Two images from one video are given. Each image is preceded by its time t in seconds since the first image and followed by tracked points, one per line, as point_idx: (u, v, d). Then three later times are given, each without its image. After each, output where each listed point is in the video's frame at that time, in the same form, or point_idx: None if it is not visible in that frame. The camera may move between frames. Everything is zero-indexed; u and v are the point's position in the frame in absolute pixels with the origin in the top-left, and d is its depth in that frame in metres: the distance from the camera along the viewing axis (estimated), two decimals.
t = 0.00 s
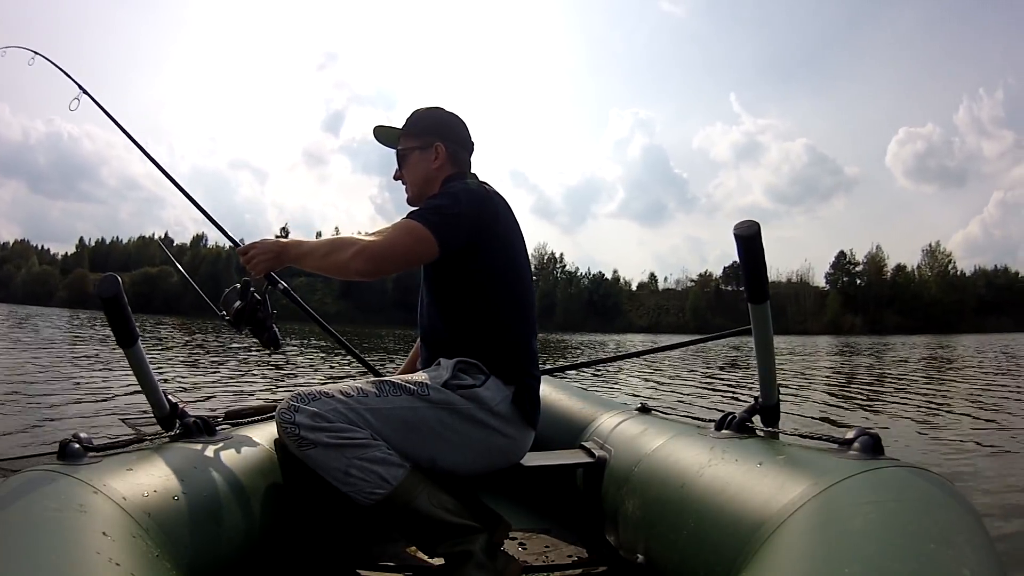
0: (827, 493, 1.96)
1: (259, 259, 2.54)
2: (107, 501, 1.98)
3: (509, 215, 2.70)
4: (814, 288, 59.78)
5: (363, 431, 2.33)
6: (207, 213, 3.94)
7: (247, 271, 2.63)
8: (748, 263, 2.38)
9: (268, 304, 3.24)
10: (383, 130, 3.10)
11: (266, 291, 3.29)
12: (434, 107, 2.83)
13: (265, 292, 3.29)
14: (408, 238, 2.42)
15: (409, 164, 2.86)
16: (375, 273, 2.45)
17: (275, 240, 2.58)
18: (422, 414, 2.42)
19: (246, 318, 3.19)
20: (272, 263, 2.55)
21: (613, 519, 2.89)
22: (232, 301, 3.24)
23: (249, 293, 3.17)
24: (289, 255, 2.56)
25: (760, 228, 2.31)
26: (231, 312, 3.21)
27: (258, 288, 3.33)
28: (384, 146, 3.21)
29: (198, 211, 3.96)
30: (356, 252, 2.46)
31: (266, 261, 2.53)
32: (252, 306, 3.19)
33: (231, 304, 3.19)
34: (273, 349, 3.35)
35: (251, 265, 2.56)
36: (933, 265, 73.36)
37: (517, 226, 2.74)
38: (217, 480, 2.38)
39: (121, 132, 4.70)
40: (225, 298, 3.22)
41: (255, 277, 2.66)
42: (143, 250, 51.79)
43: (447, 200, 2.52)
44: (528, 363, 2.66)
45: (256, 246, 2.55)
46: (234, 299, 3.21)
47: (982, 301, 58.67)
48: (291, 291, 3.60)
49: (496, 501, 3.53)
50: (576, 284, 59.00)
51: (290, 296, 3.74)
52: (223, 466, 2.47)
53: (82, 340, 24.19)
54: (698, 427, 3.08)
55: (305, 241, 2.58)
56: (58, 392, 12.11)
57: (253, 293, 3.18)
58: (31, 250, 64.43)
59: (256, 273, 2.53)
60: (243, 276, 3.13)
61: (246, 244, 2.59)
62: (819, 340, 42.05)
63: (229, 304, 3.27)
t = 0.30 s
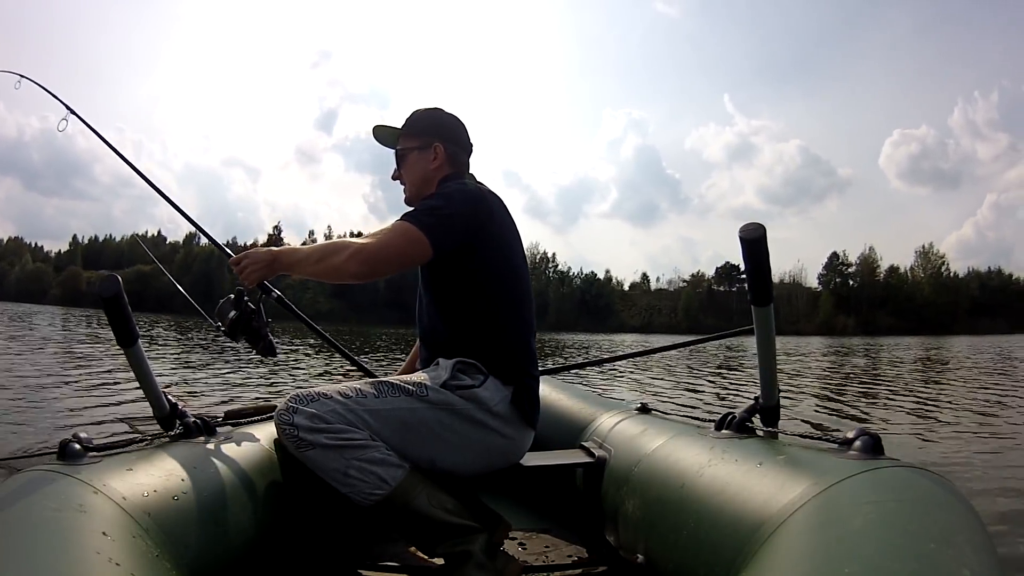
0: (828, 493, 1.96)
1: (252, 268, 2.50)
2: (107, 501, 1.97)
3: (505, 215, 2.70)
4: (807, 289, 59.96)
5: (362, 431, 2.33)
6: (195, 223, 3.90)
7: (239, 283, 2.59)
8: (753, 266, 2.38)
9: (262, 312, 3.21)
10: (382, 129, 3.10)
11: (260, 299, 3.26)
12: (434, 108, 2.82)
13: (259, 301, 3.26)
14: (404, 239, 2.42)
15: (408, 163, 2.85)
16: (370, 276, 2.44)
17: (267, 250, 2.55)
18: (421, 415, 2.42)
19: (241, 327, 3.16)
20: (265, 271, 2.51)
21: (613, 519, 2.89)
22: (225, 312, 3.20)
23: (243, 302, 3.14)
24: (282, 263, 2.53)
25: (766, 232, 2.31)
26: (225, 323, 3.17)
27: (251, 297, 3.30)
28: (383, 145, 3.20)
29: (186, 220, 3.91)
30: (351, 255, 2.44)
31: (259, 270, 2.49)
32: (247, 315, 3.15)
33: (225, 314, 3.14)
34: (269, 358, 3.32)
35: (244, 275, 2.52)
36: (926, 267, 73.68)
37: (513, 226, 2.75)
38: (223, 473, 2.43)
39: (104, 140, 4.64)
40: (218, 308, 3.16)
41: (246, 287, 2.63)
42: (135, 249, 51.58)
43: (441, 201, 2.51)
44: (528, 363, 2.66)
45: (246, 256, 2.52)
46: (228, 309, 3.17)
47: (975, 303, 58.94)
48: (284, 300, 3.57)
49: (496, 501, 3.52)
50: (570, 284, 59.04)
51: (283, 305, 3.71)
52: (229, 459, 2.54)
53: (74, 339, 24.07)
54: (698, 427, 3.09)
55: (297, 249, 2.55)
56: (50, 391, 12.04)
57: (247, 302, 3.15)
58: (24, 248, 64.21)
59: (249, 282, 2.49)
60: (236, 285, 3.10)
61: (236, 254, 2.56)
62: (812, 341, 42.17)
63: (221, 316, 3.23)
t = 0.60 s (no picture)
0: (827, 493, 1.97)
1: (250, 273, 2.51)
2: (107, 501, 1.96)
3: (503, 216, 2.70)
4: (801, 289, 60.08)
5: (362, 431, 2.32)
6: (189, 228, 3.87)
7: (238, 287, 2.59)
8: (758, 270, 2.39)
9: (261, 317, 3.19)
10: (385, 129, 3.09)
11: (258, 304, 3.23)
12: (437, 108, 2.82)
13: (257, 305, 3.24)
14: (401, 239, 2.42)
15: (410, 164, 2.85)
16: (368, 276, 2.44)
17: (264, 255, 2.55)
18: (421, 415, 2.42)
19: (240, 332, 3.13)
20: (263, 276, 2.51)
21: (612, 519, 2.89)
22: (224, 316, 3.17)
23: (242, 307, 3.12)
24: (280, 267, 2.53)
25: (772, 236, 2.31)
26: (224, 328, 3.14)
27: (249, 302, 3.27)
28: (384, 143, 3.20)
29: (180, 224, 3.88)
30: (349, 256, 2.44)
31: (257, 274, 2.49)
32: (246, 320, 3.13)
33: (223, 320, 3.12)
34: (268, 361, 3.30)
35: (243, 280, 2.52)
36: (919, 267, 73.88)
37: (513, 227, 2.74)
38: (224, 471, 2.44)
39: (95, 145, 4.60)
40: (216, 314, 3.14)
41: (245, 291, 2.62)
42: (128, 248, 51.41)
43: (439, 201, 2.51)
44: (528, 363, 2.66)
45: (245, 260, 2.51)
46: (227, 314, 3.14)
47: (968, 303, 59.10)
48: (282, 304, 3.55)
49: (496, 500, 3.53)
50: (564, 284, 59.07)
51: (282, 309, 3.69)
52: (231, 457, 2.55)
53: (67, 338, 23.99)
54: (698, 427, 3.09)
55: (294, 251, 2.55)
56: (43, 391, 11.99)
57: (246, 307, 3.12)
58: (17, 246, 63.97)
59: (248, 287, 2.50)
60: (234, 290, 3.07)
61: (234, 260, 2.56)
62: (806, 341, 42.24)
63: (220, 321, 3.20)
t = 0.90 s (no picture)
0: (828, 493, 1.97)
1: (249, 274, 2.49)
2: (106, 501, 1.96)
3: (502, 216, 2.70)
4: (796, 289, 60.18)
5: (362, 432, 2.32)
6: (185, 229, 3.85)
7: (237, 289, 2.57)
8: (762, 271, 2.39)
9: (260, 318, 3.18)
10: (385, 128, 3.09)
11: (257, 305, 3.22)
12: (439, 108, 2.82)
13: (257, 307, 3.23)
14: (399, 239, 2.42)
15: (410, 164, 2.85)
16: (368, 276, 2.43)
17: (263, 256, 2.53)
18: (422, 415, 2.42)
19: (240, 333, 3.12)
20: (261, 277, 2.50)
21: (612, 518, 2.89)
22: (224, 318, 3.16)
23: (241, 308, 3.10)
24: (278, 268, 2.51)
25: (776, 237, 2.31)
26: (224, 330, 3.13)
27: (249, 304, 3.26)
28: (384, 143, 3.19)
29: (176, 226, 3.86)
30: (348, 256, 2.43)
31: (256, 275, 2.48)
32: (245, 322, 3.12)
33: (223, 322, 3.10)
34: (268, 363, 3.29)
35: (242, 282, 2.51)
36: (913, 266, 74.03)
37: (511, 227, 2.74)
38: (226, 471, 2.44)
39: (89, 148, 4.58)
40: (216, 315, 3.12)
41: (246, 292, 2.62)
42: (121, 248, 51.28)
43: (437, 202, 2.51)
44: (528, 363, 2.66)
45: (243, 262, 2.50)
46: (226, 316, 3.13)
47: (962, 302, 59.22)
48: (281, 306, 3.54)
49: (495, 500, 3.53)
50: (558, 284, 59.08)
51: (281, 310, 3.68)
52: (231, 456, 2.54)
53: (61, 338, 23.93)
54: (698, 427, 3.09)
55: (293, 253, 2.53)
56: (37, 392, 11.95)
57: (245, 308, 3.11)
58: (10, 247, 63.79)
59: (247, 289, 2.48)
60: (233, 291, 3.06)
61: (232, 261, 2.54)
62: (800, 341, 42.28)
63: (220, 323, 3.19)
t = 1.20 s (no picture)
0: (828, 493, 1.98)
1: (242, 283, 2.46)
2: (106, 500, 1.95)
3: (500, 215, 2.69)
4: (792, 290, 60.23)
5: (362, 431, 2.32)
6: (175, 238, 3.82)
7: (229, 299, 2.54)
8: (765, 272, 2.39)
9: (255, 327, 3.16)
10: (384, 128, 3.08)
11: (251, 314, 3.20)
12: (437, 109, 2.82)
13: (250, 316, 3.21)
14: (395, 240, 2.42)
15: (408, 164, 2.85)
16: (364, 277, 2.43)
17: (255, 264, 2.51)
18: (422, 415, 2.42)
19: (235, 343, 3.10)
20: (255, 285, 2.48)
21: (612, 518, 2.90)
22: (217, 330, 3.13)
23: (235, 319, 3.08)
24: (272, 275, 2.49)
25: (779, 238, 2.31)
26: (218, 341, 3.10)
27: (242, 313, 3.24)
28: (382, 143, 3.19)
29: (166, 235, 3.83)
30: (344, 259, 2.43)
31: (250, 284, 2.45)
32: (240, 331, 3.10)
33: (216, 333, 3.05)
34: (265, 371, 3.27)
35: (235, 291, 2.48)
36: (909, 268, 74.19)
37: (510, 228, 2.74)
38: (226, 470, 2.44)
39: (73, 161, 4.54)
40: (209, 325, 3.07)
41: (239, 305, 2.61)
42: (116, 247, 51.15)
43: (433, 202, 2.51)
44: (528, 363, 2.66)
45: (235, 271, 2.48)
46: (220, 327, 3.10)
47: (958, 304, 59.30)
48: (275, 312, 3.52)
49: (496, 500, 3.53)
50: (554, 284, 59.09)
51: (275, 316, 3.66)
52: (231, 455, 2.55)
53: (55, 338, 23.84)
54: (698, 427, 3.10)
55: (286, 260, 2.51)
56: (32, 392, 11.92)
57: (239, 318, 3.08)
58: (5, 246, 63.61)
59: (241, 298, 2.46)
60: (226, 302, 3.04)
61: (225, 271, 2.52)
62: (796, 342, 42.32)
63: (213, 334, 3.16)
